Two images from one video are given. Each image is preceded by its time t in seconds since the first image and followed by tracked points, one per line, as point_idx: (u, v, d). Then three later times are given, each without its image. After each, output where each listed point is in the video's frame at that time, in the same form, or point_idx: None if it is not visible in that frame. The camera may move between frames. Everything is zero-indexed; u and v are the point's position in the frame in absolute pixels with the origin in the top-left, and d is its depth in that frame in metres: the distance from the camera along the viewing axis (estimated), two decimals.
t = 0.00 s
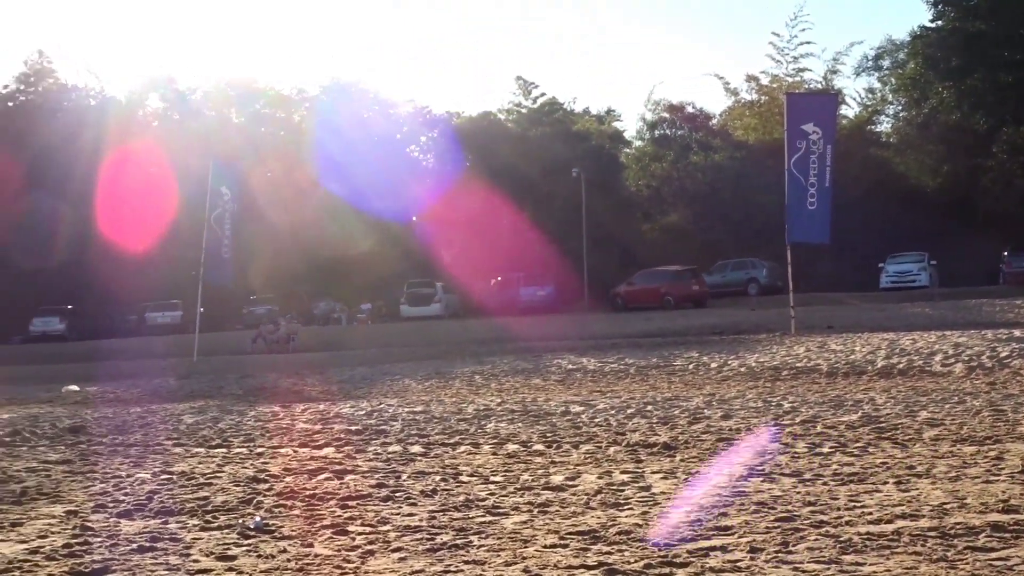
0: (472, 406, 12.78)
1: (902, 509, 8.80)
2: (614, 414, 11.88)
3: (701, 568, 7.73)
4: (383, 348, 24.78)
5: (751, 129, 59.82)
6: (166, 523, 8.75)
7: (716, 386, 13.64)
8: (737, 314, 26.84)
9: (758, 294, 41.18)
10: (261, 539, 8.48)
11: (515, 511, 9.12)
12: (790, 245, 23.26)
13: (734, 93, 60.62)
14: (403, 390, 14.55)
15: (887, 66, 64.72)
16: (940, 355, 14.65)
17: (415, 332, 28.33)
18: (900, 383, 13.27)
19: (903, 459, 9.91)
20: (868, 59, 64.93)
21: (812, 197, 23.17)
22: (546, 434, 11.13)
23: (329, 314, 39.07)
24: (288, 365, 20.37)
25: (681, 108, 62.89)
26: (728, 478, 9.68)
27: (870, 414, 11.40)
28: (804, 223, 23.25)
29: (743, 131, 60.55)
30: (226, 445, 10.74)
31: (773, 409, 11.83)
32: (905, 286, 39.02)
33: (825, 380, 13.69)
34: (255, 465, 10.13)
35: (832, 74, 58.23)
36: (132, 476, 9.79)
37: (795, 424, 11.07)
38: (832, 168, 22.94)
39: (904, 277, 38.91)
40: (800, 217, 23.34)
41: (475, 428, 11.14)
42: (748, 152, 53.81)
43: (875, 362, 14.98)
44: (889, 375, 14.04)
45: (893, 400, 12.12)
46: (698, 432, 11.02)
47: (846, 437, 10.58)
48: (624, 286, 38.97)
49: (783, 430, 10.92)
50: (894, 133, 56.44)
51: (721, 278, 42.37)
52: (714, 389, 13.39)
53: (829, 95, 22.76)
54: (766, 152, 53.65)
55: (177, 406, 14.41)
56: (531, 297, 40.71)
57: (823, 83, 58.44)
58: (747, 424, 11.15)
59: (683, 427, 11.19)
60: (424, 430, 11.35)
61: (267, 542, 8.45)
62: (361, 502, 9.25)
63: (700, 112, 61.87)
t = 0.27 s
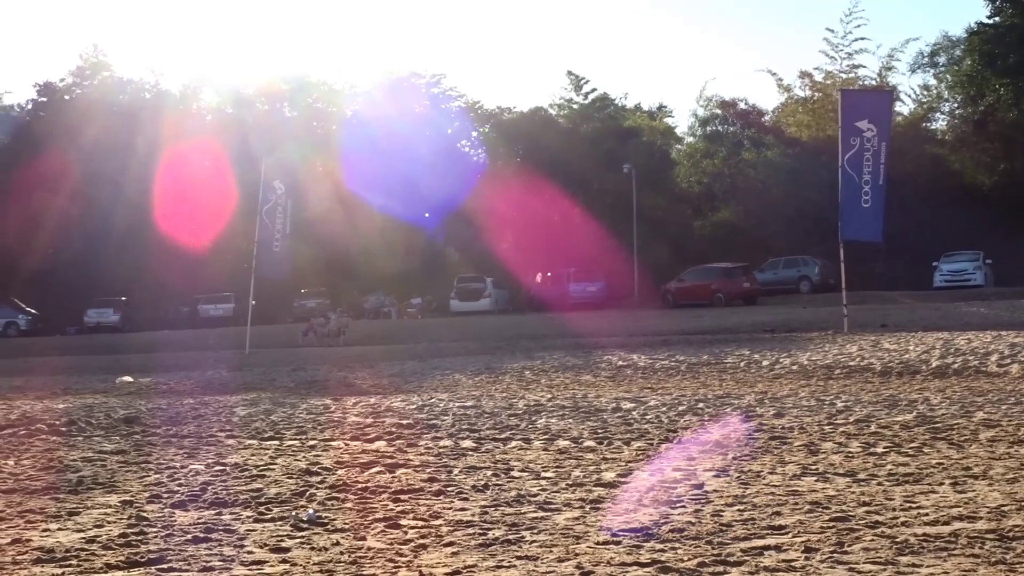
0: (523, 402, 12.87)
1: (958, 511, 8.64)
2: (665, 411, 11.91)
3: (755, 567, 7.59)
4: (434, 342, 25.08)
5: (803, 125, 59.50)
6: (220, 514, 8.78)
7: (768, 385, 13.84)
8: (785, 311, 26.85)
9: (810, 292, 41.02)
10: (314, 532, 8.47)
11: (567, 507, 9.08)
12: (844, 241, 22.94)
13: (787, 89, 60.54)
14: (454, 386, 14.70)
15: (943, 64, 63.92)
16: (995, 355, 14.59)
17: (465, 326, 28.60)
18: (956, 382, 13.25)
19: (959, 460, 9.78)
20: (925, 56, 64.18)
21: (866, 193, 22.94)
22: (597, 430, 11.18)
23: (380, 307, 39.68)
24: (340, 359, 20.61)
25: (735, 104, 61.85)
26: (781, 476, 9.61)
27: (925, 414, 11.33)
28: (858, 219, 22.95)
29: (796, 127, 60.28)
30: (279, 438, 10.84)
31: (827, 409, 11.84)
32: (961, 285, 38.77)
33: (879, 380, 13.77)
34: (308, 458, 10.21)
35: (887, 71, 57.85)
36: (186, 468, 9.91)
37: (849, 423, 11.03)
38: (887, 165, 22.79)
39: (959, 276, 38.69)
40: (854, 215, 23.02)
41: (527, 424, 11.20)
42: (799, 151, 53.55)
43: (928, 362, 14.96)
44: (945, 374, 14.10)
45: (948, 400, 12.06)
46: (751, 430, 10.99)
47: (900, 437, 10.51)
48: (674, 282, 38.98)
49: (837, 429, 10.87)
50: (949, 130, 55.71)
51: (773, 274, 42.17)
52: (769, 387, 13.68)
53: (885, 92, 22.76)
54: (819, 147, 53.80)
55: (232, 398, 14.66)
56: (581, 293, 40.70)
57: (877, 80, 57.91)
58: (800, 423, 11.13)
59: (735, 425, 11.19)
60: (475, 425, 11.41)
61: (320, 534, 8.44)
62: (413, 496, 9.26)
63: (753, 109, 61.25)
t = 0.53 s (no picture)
0: (573, 395, 12.95)
1: (1017, 508, 8.50)
2: (717, 406, 11.95)
3: (811, 563, 7.49)
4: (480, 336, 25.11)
5: (857, 117, 59.08)
6: (274, 505, 8.80)
7: (819, 379, 13.93)
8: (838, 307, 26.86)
9: (862, 286, 40.93)
10: (367, 523, 8.47)
11: (620, 501, 9.04)
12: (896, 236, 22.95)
13: (840, 81, 60.40)
14: (502, 379, 14.85)
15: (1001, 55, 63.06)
16: None
17: (511, 319, 28.60)
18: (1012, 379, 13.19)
19: (1016, 458, 9.66)
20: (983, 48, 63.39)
21: (920, 188, 22.81)
22: (648, 424, 11.21)
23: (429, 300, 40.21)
24: (391, 351, 20.76)
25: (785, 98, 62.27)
26: (834, 472, 9.54)
27: (981, 410, 11.27)
28: (912, 215, 22.94)
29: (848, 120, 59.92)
30: (330, 430, 10.94)
31: (880, 404, 11.85)
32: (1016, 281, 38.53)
33: (933, 376, 13.72)
34: (359, 449, 10.27)
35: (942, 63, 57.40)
36: (240, 459, 9.99)
37: (903, 419, 10.98)
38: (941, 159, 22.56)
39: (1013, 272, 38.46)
40: (907, 209, 22.99)
41: (577, 417, 11.26)
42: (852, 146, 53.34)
43: (983, 358, 14.88)
44: (1000, 370, 14.10)
45: (1005, 396, 11.98)
46: (804, 425, 10.98)
47: (955, 434, 10.42)
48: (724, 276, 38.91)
49: (891, 425, 10.83)
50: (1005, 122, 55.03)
51: (823, 269, 41.93)
52: (821, 382, 13.76)
53: (939, 85, 22.52)
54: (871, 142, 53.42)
55: (284, 389, 14.86)
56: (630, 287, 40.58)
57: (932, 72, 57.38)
58: (853, 418, 11.12)
59: (788, 420, 11.17)
60: (526, 418, 11.47)
61: (374, 525, 8.44)
62: (465, 488, 9.26)
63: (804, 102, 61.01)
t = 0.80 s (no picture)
0: (622, 390, 13.00)
1: None
2: (768, 401, 11.98)
3: (866, 560, 7.37)
4: (528, 330, 25.39)
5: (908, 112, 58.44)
6: (326, 497, 8.81)
7: (870, 376, 13.97)
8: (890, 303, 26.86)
9: (913, 283, 40.70)
10: (419, 516, 8.45)
11: (672, 496, 8.98)
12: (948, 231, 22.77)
13: (892, 75, 60.05)
14: (549, 373, 14.98)
15: None
16: None
17: (557, 313, 28.80)
18: None
19: None
20: None
21: (972, 182, 22.65)
22: (697, 420, 11.22)
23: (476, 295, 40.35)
24: (439, 345, 20.98)
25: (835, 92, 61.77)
26: (887, 470, 9.47)
27: None
28: (963, 211, 22.78)
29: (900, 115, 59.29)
30: (381, 423, 11.02)
31: (933, 401, 11.83)
32: None
33: (985, 373, 13.64)
34: (409, 443, 10.31)
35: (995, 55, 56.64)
36: (292, 451, 10.06)
37: (957, 417, 10.91)
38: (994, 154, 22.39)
39: None
40: (958, 204, 22.83)
41: (626, 412, 11.32)
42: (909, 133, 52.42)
43: None
44: None
45: None
46: (855, 421, 10.95)
47: (1010, 431, 10.32)
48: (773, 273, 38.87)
49: (944, 422, 10.78)
50: None
51: (874, 265, 41.73)
52: (872, 378, 13.83)
53: (992, 79, 22.32)
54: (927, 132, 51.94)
55: (332, 382, 15.08)
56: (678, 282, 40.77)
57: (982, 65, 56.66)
58: (906, 415, 11.08)
59: (839, 417, 11.15)
60: (575, 413, 11.53)
61: (425, 518, 8.42)
62: (516, 482, 9.25)
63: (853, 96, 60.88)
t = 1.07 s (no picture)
0: (674, 385, 13.02)
1: None
2: (823, 397, 11.97)
3: (927, 557, 7.21)
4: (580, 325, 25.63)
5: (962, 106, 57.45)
6: (381, 492, 8.80)
7: (926, 372, 13.97)
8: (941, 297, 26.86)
9: (967, 277, 40.40)
10: (474, 510, 8.41)
11: (728, 492, 8.89)
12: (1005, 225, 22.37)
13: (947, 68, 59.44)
14: (600, 369, 15.09)
15: None
16: None
17: (607, 307, 29.05)
18: None
19: None
20: None
21: None
22: (752, 415, 11.20)
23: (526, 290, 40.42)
24: (489, 341, 21.24)
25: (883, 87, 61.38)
26: (946, 466, 9.36)
27: None
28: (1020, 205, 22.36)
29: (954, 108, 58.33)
30: (434, 418, 11.10)
31: (991, 397, 11.76)
32: None
33: None
34: (464, 437, 10.34)
35: None
36: (346, 446, 10.11)
37: (1017, 413, 10.79)
38: None
39: None
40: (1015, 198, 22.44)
41: (681, 408, 11.33)
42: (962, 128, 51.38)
43: None
44: None
45: None
46: (912, 417, 10.88)
47: None
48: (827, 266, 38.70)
49: (1005, 417, 10.69)
50: None
51: (929, 259, 41.40)
52: (927, 374, 13.82)
53: None
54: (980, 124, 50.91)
55: (384, 376, 15.31)
56: (729, 276, 40.83)
57: None
58: (964, 411, 11.00)
59: (895, 413, 11.08)
60: (628, 410, 11.55)
61: (481, 513, 8.37)
62: (571, 477, 9.22)
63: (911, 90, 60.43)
